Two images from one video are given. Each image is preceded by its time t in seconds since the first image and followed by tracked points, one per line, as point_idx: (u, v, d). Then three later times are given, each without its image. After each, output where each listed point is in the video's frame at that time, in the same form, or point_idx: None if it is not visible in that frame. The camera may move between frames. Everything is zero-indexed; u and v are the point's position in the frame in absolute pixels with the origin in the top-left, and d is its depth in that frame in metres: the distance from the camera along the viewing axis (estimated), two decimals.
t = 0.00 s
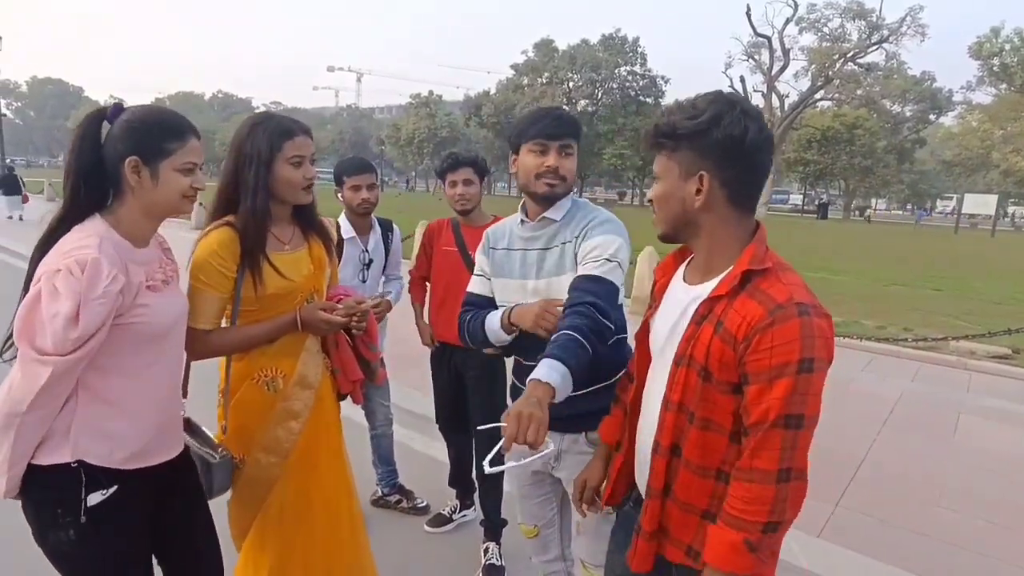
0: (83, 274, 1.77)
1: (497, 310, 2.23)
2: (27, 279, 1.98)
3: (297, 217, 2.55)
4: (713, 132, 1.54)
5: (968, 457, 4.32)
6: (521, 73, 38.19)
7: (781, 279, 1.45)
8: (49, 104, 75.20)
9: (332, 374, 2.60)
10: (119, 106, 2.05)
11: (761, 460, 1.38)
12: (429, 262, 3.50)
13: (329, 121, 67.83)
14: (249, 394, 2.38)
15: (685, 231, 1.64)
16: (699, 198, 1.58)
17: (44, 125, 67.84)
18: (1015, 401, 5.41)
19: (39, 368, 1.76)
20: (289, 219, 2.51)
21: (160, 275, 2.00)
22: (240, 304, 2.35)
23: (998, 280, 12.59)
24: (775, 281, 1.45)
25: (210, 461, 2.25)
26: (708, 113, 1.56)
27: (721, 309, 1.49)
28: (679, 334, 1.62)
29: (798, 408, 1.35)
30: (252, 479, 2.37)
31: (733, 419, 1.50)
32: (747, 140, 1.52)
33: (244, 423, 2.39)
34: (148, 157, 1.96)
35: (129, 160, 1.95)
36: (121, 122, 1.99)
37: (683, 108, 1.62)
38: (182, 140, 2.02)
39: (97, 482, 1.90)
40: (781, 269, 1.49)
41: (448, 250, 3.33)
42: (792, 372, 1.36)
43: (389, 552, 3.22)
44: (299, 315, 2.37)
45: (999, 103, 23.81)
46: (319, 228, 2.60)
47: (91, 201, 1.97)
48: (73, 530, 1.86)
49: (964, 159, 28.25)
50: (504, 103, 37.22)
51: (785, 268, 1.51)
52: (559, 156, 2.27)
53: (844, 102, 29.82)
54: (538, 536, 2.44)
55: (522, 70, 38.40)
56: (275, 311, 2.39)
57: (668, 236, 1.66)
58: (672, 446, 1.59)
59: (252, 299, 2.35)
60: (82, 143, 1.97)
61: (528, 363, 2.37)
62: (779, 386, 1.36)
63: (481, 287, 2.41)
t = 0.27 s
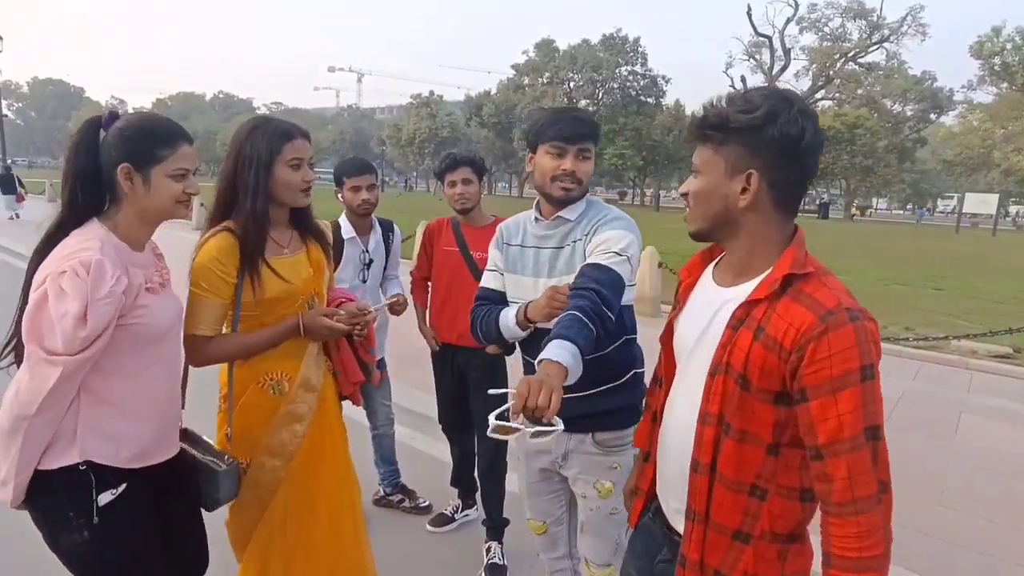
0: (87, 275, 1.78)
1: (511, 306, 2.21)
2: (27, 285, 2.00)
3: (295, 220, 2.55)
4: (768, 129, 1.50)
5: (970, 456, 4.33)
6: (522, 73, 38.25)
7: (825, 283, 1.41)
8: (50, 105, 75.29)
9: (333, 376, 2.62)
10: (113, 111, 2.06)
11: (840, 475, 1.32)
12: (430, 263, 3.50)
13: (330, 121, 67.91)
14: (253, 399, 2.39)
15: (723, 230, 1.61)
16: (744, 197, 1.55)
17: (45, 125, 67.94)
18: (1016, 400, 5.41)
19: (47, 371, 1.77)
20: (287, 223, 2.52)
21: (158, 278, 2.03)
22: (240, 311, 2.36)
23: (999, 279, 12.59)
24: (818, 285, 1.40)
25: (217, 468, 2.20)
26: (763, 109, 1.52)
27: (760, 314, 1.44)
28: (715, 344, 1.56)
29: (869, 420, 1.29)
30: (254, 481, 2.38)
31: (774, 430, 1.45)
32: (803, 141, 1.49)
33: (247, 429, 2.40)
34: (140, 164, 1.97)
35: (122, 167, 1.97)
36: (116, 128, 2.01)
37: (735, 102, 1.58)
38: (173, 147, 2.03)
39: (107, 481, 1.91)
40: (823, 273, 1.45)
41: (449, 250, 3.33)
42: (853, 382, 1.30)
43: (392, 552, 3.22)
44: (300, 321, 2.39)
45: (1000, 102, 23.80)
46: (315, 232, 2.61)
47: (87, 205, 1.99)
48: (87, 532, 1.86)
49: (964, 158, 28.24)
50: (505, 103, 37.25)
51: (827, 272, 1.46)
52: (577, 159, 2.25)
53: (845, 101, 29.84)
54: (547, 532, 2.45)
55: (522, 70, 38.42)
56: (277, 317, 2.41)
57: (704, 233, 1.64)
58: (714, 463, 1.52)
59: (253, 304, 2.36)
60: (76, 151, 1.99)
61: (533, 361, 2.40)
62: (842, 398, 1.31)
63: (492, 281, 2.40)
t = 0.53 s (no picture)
0: (95, 270, 1.84)
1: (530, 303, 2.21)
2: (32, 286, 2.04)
3: (291, 221, 2.57)
4: (841, 134, 1.46)
5: (970, 455, 4.33)
6: (522, 73, 38.31)
7: (850, 285, 1.41)
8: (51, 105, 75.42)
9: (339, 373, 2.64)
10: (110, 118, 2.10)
11: (843, 479, 1.32)
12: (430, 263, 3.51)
13: (331, 121, 68.00)
14: (258, 403, 2.40)
15: (769, 226, 1.56)
16: (800, 199, 1.51)
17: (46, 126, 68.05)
18: (1017, 400, 5.41)
19: (59, 363, 1.82)
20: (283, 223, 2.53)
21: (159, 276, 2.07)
22: (247, 312, 2.36)
23: (1000, 279, 12.58)
24: (845, 287, 1.40)
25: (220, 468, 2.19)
26: (840, 112, 1.47)
27: (783, 313, 1.44)
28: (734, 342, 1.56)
29: (888, 422, 1.29)
30: (267, 482, 2.40)
31: (790, 431, 1.45)
32: (867, 151, 1.47)
33: (255, 433, 2.41)
34: (133, 170, 1.99)
35: (114, 173, 1.99)
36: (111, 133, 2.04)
37: (809, 95, 1.50)
38: (165, 153, 2.04)
39: (121, 471, 1.96)
40: (850, 275, 1.45)
41: (450, 250, 3.34)
42: (875, 386, 1.30)
43: (393, 551, 3.23)
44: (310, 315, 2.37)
45: (1000, 101, 23.79)
46: (313, 232, 2.62)
47: (86, 211, 2.03)
48: (106, 521, 1.91)
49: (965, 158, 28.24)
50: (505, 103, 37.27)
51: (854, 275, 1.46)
52: (597, 165, 2.23)
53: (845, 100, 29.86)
54: (555, 532, 2.45)
55: (522, 70, 38.44)
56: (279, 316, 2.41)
57: (748, 226, 1.58)
58: (727, 462, 1.53)
59: (258, 304, 2.36)
60: (73, 156, 2.03)
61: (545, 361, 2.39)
62: (862, 401, 1.30)
63: (510, 281, 2.42)
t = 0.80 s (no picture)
0: (113, 270, 1.95)
1: (554, 305, 2.24)
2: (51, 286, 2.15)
3: (292, 221, 2.58)
4: (888, 152, 1.53)
5: (971, 454, 4.34)
6: (522, 73, 38.33)
7: (865, 284, 1.41)
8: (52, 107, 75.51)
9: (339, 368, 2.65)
10: (110, 129, 2.18)
11: (839, 475, 1.32)
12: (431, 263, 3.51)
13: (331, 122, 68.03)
14: (261, 400, 2.41)
15: (814, 228, 1.54)
16: (847, 207, 1.53)
17: (47, 127, 68.12)
18: (1018, 399, 5.41)
19: (82, 357, 1.93)
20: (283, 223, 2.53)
21: (165, 272, 2.18)
22: (252, 308, 2.36)
23: (1001, 278, 12.57)
24: (863, 286, 1.41)
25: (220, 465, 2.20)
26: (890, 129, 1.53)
27: (802, 310, 1.45)
28: (745, 339, 1.56)
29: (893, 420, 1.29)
30: (268, 480, 2.40)
31: (804, 429, 1.45)
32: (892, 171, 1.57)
33: (255, 430, 2.42)
34: (131, 178, 2.07)
35: (116, 183, 2.08)
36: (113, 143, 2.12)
37: (871, 107, 1.52)
38: (160, 161, 2.11)
39: (139, 452, 2.08)
40: (868, 275, 1.46)
41: (450, 250, 3.34)
42: (888, 382, 1.30)
43: (394, 550, 3.23)
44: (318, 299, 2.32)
45: (1001, 101, 23.77)
46: (313, 232, 2.63)
47: (90, 215, 2.12)
48: (126, 497, 2.05)
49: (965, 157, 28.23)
50: (506, 103, 37.40)
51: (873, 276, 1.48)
52: (625, 166, 2.19)
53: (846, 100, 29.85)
54: (560, 539, 2.45)
55: (523, 70, 38.46)
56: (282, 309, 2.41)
57: (799, 225, 1.54)
58: (738, 458, 1.53)
59: (263, 302, 2.38)
60: (78, 166, 2.12)
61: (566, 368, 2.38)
62: (873, 397, 1.31)
63: (537, 282, 2.40)
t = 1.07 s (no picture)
0: (135, 269, 2.02)
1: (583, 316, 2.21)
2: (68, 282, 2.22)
3: (303, 223, 2.59)
4: (887, 147, 1.53)
5: (974, 454, 4.33)
6: (523, 73, 38.35)
7: (869, 282, 1.43)
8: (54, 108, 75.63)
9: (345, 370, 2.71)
10: (124, 139, 2.27)
11: (867, 476, 1.32)
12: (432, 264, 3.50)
13: (333, 122, 68.08)
14: (267, 393, 2.44)
15: (813, 224, 1.54)
16: (844, 203, 1.52)
17: (48, 127, 68.27)
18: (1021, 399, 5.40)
19: (103, 349, 1.98)
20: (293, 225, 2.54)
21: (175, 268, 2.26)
22: (257, 304, 2.38)
23: (1004, 278, 12.54)
24: (865, 284, 1.43)
25: (228, 458, 2.17)
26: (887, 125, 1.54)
27: (806, 309, 1.45)
28: (746, 339, 1.56)
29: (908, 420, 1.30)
30: (273, 473, 2.45)
31: (812, 428, 1.46)
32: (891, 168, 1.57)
33: (260, 424, 2.45)
34: (141, 185, 2.15)
35: (128, 189, 2.15)
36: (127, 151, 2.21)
37: (867, 104, 1.53)
38: (168, 168, 2.18)
39: (150, 427, 2.14)
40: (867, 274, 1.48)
41: (451, 250, 3.34)
42: (901, 379, 1.32)
43: (395, 551, 3.23)
44: (316, 305, 2.34)
45: (1003, 100, 23.74)
46: (324, 233, 2.63)
47: (105, 219, 2.21)
48: (135, 470, 2.10)
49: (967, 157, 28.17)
50: (507, 103, 37.43)
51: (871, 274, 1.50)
52: (654, 168, 2.12)
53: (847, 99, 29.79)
54: (566, 545, 2.44)
55: (524, 70, 38.48)
56: (290, 306, 2.42)
57: (797, 222, 1.54)
58: (744, 458, 1.53)
59: (269, 298, 2.39)
60: (94, 172, 2.21)
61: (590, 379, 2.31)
62: (888, 396, 1.32)
63: (567, 285, 2.40)
